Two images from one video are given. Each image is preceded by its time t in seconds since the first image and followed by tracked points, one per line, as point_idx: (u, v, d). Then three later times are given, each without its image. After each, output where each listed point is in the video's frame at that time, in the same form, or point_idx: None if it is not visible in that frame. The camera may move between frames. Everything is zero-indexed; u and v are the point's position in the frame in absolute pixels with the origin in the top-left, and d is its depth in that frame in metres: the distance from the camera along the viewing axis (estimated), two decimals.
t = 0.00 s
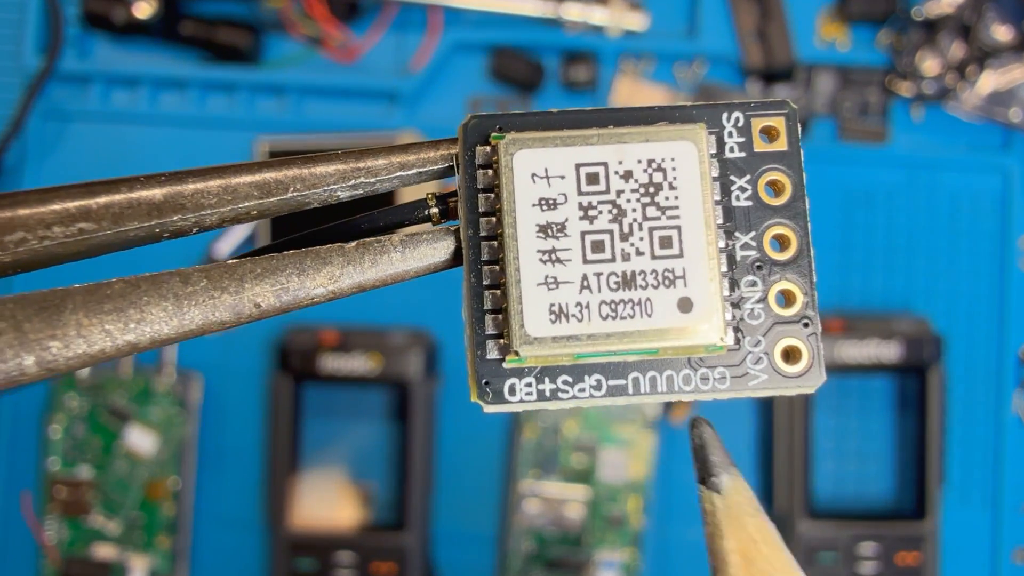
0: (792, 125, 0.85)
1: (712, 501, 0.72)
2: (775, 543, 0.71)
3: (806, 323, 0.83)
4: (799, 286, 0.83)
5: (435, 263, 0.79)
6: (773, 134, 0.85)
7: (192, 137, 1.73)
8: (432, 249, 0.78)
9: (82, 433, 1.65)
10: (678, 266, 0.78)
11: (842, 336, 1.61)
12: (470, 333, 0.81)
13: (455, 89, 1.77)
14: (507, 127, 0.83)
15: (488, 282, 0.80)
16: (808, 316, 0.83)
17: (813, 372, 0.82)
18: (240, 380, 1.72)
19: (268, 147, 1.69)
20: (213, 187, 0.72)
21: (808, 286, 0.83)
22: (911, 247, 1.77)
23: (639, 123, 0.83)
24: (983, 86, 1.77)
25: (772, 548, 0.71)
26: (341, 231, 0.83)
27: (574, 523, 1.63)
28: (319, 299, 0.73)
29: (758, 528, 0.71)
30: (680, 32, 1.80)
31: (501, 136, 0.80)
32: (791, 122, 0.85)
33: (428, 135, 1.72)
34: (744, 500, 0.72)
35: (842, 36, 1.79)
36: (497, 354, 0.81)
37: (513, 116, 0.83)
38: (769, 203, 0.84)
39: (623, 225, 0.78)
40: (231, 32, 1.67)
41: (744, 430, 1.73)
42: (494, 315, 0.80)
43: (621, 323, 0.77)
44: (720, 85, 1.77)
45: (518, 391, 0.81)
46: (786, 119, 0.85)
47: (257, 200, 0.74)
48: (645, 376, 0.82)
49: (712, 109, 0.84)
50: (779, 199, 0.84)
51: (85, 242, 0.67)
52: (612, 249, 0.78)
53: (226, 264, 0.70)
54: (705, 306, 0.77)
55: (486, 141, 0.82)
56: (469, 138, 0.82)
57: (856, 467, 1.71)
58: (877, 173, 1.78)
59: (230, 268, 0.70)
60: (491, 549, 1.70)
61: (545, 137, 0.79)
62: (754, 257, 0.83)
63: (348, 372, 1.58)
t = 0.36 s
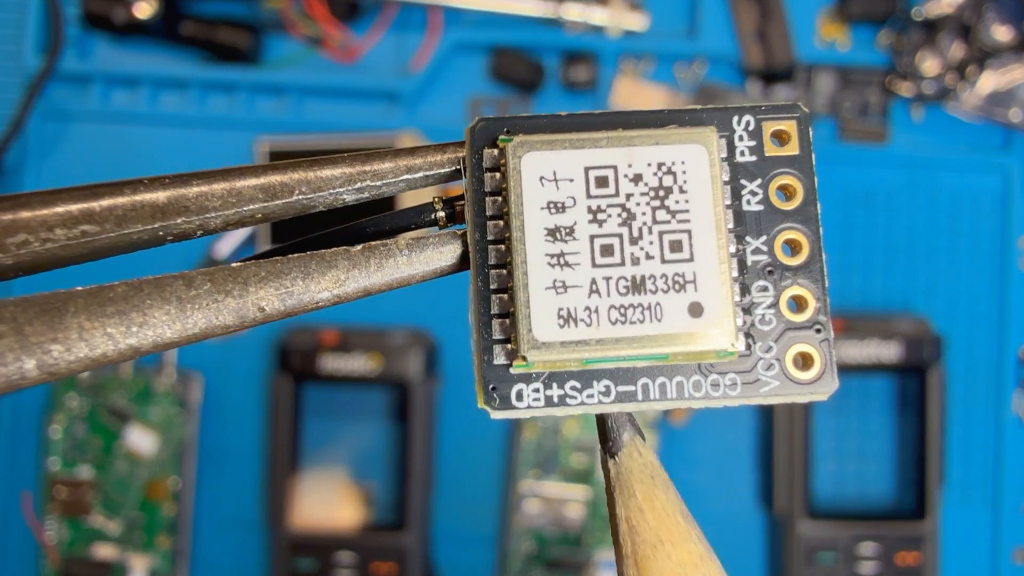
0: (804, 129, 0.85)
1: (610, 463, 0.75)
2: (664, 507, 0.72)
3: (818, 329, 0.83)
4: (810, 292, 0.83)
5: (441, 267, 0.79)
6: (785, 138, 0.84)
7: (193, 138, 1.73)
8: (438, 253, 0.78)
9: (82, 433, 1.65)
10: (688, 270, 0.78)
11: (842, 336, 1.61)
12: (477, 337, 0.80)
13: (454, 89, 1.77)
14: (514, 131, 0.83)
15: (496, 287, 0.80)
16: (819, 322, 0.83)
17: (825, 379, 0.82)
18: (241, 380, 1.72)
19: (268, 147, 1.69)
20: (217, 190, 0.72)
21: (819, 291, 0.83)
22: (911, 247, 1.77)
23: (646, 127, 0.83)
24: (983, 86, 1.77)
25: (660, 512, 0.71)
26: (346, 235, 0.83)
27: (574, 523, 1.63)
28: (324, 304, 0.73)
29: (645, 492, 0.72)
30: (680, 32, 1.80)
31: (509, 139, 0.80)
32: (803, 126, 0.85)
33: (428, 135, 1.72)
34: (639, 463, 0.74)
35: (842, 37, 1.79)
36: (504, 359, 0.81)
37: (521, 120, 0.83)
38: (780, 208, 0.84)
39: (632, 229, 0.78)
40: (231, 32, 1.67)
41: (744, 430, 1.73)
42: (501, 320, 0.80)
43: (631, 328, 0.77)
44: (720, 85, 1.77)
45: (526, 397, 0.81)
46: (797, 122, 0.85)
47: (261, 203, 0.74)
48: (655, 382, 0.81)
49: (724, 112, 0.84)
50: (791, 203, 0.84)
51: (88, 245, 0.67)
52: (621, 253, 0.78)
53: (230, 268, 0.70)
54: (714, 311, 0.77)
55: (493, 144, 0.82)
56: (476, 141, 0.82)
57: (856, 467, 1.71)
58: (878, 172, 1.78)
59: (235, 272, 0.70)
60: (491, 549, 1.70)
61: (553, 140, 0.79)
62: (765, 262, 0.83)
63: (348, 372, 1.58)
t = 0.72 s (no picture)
0: (808, 130, 0.84)
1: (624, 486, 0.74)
2: (674, 525, 0.72)
3: (822, 332, 0.83)
4: (814, 295, 0.83)
5: (442, 270, 0.78)
6: (788, 140, 0.85)
7: (194, 138, 1.73)
8: (439, 256, 0.78)
9: (82, 433, 1.65)
10: (691, 273, 0.78)
11: (842, 335, 1.61)
12: (478, 340, 0.80)
13: (454, 89, 1.77)
14: (516, 132, 0.83)
15: (497, 290, 0.80)
16: (823, 325, 0.83)
17: (829, 384, 0.82)
18: (241, 380, 1.72)
19: (268, 147, 1.69)
20: (218, 192, 0.72)
21: (823, 294, 0.83)
22: (911, 246, 1.77)
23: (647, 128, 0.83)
24: (983, 86, 1.77)
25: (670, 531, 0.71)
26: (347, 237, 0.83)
27: (574, 523, 1.63)
28: (325, 306, 0.73)
29: (656, 512, 0.72)
30: (680, 31, 1.80)
31: (510, 141, 0.81)
32: (806, 127, 0.84)
33: (428, 135, 1.72)
34: (650, 484, 0.73)
35: (842, 36, 1.79)
36: (506, 362, 0.81)
37: (522, 121, 0.83)
38: (783, 211, 0.84)
39: (634, 232, 0.78)
40: (231, 32, 1.67)
41: (744, 430, 1.73)
42: (502, 323, 0.80)
43: (634, 331, 0.77)
44: (720, 85, 1.77)
45: (527, 401, 0.81)
46: (801, 124, 0.85)
47: (262, 206, 0.74)
48: (658, 386, 0.82)
49: (726, 113, 0.84)
50: (795, 206, 0.84)
51: (87, 247, 0.67)
52: (624, 256, 0.78)
53: (230, 270, 0.70)
54: (717, 313, 0.77)
55: (495, 146, 0.82)
56: (477, 143, 0.82)
57: (856, 466, 1.71)
58: (877, 172, 1.78)
59: (235, 274, 0.70)
60: (491, 549, 1.70)
61: (556, 142, 0.80)
62: (769, 265, 0.83)
63: (348, 372, 1.58)
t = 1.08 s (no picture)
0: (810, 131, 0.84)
1: None
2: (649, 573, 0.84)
3: (824, 331, 0.83)
4: (817, 293, 0.83)
5: (447, 270, 0.78)
6: (791, 141, 0.84)
7: (194, 138, 1.73)
8: (445, 256, 0.78)
9: (82, 433, 1.65)
10: (695, 273, 0.78)
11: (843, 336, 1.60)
12: (484, 340, 0.80)
13: (454, 89, 1.77)
14: (521, 133, 0.83)
15: (503, 289, 0.80)
16: (825, 324, 0.83)
17: (831, 383, 0.82)
18: (241, 380, 1.72)
19: (268, 147, 1.67)
20: (225, 192, 0.72)
21: (825, 294, 0.83)
22: (911, 247, 1.77)
23: (652, 129, 0.83)
24: (983, 86, 1.77)
25: None
26: (354, 237, 0.82)
27: (574, 523, 1.63)
28: (331, 306, 0.73)
29: None
30: (680, 31, 1.80)
31: (516, 142, 0.80)
32: (808, 129, 0.84)
33: (428, 135, 1.72)
34: None
35: (842, 36, 1.79)
36: (512, 361, 0.80)
37: (528, 122, 0.83)
38: (786, 210, 0.83)
39: (639, 232, 0.78)
40: (231, 32, 1.67)
41: (744, 431, 1.72)
42: (508, 322, 0.80)
43: (637, 330, 0.77)
44: (720, 85, 1.77)
45: (532, 400, 0.80)
46: (804, 125, 0.84)
47: (269, 206, 0.74)
48: (661, 385, 0.82)
49: (729, 114, 0.84)
50: (797, 206, 0.84)
51: (95, 247, 0.67)
52: (628, 255, 0.78)
53: (238, 269, 0.70)
54: (721, 313, 0.77)
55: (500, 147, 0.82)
56: (483, 143, 0.82)
57: (856, 466, 1.71)
58: (878, 172, 1.77)
59: (242, 274, 0.70)
60: (491, 550, 1.70)
61: (560, 142, 0.79)
62: (771, 265, 0.83)
63: (348, 372, 1.58)
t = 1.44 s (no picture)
0: (812, 125, 0.84)
1: (533, 455, 0.68)
2: (597, 506, 0.64)
3: (826, 332, 0.83)
4: (817, 294, 0.83)
5: (439, 269, 0.78)
6: (792, 136, 0.84)
7: (193, 137, 1.73)
8: (436, 255, 0.78)
9: (82, 433, 1.65)
10: (691, 272, 0.78)
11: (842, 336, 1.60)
12: (476, 340, 0.80)
13: (454, 89, 1.77)
14: (513, 129, 0.82)
15: (495, 289, 0.80)
16: (827, 325, 0.83)
17: (833, 384, 0.82)
18: (241, 380, 1.71)
19: (268, 147, 1.68)
20: (211, 190, 0.72)
21: (826, 293, 0.83)
22: (910, 247, 1.77)
23: (648, 125, 0.83)
24: (983, 86, 1.77)
25: (577, 526, 0.63)
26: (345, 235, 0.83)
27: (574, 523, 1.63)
28: (320, 306, 0.73)
29: (563, 498, 0.64)
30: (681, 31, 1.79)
31: (508, 138, 0.80)
32: (809, 123, 0.85)
33: (429, 135, 1.72)
34: (559, 462, 0.66)
35: (842, 36, 1.79)
36: (503, 363, 0.80)
37: (520, 119, 0.83)
38: (787, 207, 0.83)
39: (634, 230, 0.78)
40: (230, 32, 1.67)
41: (745, 431, 1.72)
42: (499, 323, 0.80)
43: (632, 330, 0.77)
44: (720, 84, 1.77)
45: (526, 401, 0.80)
46: (804, 119, 0.85)
47: (256, 204, 0.74)
48: (658, 387, 0.82)
49: (728, 109, 0.84)
50: (798, 203, 0.84)
51: (79, 245, 0.68)
52: (623, 254, 0.78)
53: (224, 269, 0.70)
54: (717, 314, 0.77)
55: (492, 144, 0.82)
56: (475, 140, 0.81)
57: (857, 466, 1.71)
58: (878, 171, 1.77)
59: (228, 274, 0.70)
60: (491, 549, 1.69)
61: (554, 138, 0.79)
62: (772, 263, 0.83)
63: (348, 372, 1.58)
